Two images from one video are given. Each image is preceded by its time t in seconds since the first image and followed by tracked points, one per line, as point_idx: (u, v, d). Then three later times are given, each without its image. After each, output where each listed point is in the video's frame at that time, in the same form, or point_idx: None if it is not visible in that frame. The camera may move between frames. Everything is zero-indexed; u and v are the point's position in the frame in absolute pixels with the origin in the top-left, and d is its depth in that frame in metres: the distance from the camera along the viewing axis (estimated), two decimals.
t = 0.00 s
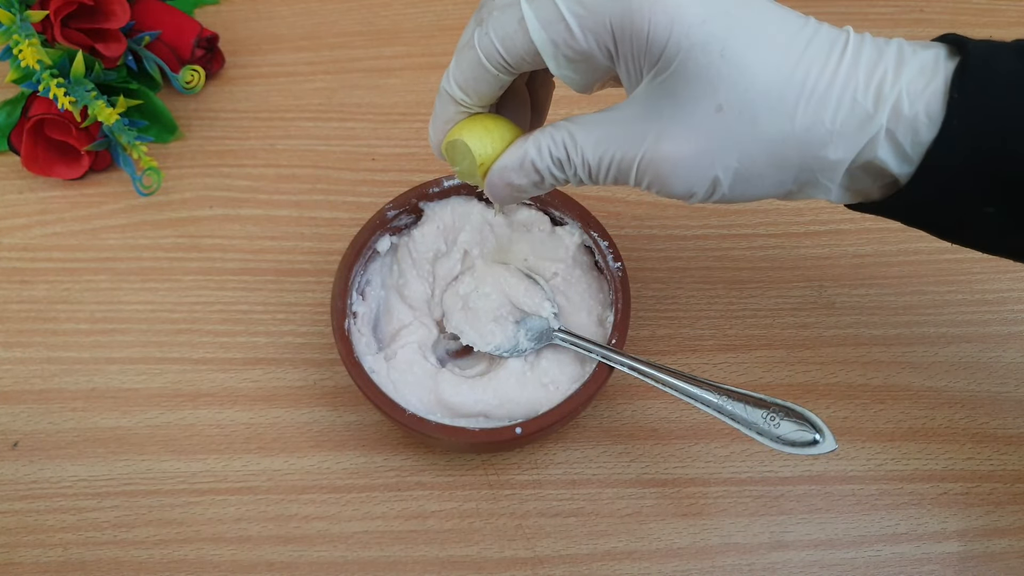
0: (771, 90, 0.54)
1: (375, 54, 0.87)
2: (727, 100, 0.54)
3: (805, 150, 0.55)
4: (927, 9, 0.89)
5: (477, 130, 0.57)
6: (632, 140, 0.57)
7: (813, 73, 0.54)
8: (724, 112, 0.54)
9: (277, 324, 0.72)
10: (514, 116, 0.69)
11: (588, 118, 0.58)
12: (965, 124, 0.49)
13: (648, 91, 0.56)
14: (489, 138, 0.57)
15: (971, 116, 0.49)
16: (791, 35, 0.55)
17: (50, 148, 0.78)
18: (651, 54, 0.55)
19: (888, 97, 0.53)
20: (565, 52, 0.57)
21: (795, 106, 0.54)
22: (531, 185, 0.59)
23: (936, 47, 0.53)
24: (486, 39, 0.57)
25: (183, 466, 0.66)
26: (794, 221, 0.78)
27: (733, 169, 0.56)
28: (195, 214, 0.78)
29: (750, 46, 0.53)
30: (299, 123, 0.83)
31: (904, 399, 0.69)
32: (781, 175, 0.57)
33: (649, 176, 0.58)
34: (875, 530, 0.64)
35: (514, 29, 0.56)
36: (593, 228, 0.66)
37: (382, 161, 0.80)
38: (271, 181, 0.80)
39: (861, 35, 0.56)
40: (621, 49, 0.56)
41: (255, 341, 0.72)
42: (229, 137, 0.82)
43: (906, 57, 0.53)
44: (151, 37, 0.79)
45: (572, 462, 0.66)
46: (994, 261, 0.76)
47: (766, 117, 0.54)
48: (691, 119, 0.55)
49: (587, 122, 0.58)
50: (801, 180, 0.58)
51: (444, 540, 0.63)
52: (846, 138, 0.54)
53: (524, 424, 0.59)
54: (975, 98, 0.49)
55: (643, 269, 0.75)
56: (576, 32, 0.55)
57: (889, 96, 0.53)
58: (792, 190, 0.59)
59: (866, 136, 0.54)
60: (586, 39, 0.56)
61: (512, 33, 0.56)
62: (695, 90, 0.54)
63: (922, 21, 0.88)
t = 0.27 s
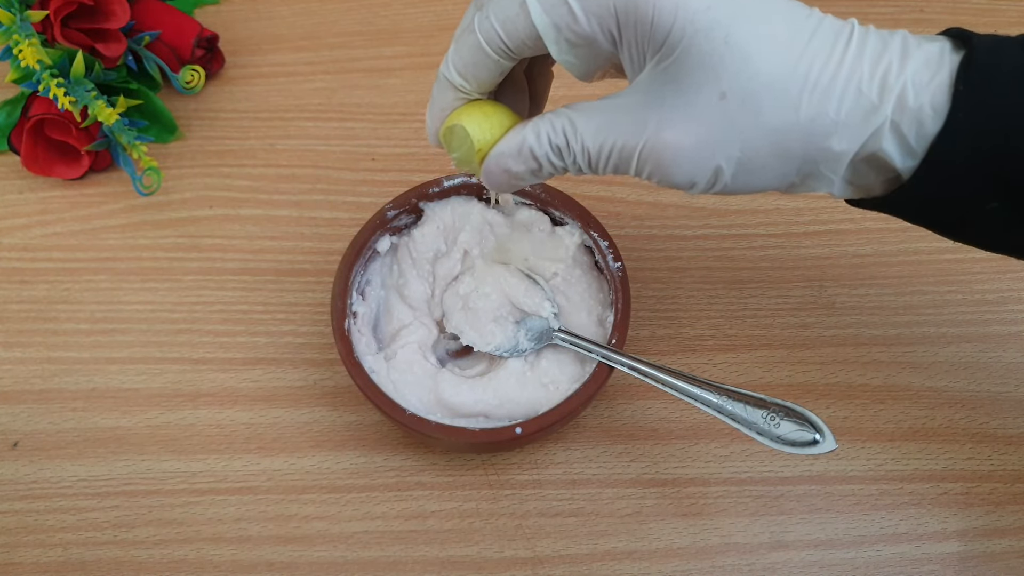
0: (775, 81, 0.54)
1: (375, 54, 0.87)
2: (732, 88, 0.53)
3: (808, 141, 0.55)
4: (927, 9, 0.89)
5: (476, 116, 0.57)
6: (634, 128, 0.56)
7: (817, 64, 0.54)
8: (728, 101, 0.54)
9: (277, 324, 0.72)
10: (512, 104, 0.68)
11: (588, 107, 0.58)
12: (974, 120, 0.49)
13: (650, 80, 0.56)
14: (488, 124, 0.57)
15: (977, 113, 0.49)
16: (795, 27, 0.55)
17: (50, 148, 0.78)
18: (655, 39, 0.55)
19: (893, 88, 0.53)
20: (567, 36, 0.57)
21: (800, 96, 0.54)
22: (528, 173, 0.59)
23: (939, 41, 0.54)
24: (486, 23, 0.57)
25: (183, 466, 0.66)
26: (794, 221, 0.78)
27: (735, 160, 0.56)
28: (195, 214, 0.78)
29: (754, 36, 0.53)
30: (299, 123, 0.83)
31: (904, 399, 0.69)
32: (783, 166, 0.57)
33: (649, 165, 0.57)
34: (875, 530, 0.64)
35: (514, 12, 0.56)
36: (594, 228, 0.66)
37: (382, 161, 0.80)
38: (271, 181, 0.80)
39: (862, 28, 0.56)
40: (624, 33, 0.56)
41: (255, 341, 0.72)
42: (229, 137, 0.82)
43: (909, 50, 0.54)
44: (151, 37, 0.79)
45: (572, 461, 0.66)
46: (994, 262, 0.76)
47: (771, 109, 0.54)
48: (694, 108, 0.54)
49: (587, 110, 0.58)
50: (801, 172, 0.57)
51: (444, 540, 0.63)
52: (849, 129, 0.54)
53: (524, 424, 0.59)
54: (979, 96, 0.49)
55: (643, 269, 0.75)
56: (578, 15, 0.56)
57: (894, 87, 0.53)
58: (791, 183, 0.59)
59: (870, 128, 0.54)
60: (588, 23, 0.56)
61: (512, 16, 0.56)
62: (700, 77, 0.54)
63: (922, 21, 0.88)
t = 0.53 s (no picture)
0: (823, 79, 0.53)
1: (374, 54, 0.87)
2: (783, 76, 0.53)
3: (856, 136, 0.54)
4: (927, 9, 0.89)
5: (482, 86, 0.57)
6: (671, 111, 0.56)
7: (879, 58, 0.53)
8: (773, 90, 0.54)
9: (277, 324, 0.72)
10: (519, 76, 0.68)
11: (626, 88, 0.57)
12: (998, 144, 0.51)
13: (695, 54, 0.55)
14: (493, 93, 0.57)
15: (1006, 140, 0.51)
16: (864, 13, 0.54)
17: (51, 148, 0.78)
18: (700, 11, 0.55)
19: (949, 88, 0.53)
20: None
21: (853, 89, 0.53)
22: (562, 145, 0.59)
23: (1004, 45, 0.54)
24: None
25: (184, 466, 0.66)
26: (794, 221, 0.78)
27: (774, 151, 0.55)
28: (195, 214, 0.78)
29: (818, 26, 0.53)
30: (299, 123, 0.83)
31: (904, 399, 0.69)
32: (825, 165, 0.57)
33: (686, 151, 0.57)
34: (876, 529, 0.64)
35: None
36: (594, 228, 0.66)
37: (382, 161, 0.80)
38: (271, 181, 0.80)
39: (923, 21, 0.55)
40: None
41: (255, 341, 0.72)
42: (229, 137, 0.82)
43: (972, 52, 0.53)
44: (151, 37, 0.79)
45: (572, 461, 0.66)
46: (994, 262, 0.76)
47: (820, 101, 0.53)
48: (740, 93, 0.55)
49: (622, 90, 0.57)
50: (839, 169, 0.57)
51: (444, 540, 0.63)
52: (898, 129, 0.54)
53: (524, 424, 0.59)
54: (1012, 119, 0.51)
55: (643, 269, 0.75)
56: None
57: (955, 91, 0.53)
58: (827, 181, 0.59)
59: (920, 127, 0.53)
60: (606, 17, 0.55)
61: None
62: (750, 58, 0.53)
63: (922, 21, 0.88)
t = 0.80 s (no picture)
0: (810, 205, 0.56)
1: (374, 54, 0.87)
2: (771, 175, 0.55)
3: (836, 221, 0.57)
4: (927, 9, 0.89)
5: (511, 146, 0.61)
6: (668, 195, 0.58)
7: (865, 151, 0.55)
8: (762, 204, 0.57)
9: (277, 324, 0.72)
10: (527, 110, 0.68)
11: (632, 165, 0.58)
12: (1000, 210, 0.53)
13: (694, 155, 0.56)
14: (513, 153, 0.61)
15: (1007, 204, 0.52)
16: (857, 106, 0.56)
17: (51, 148, 0.78)
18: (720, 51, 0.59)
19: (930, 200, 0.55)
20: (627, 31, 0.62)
21: (838, 184, 0.55)
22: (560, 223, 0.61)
23: (984, 135, 0.56)
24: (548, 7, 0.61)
25: (183, 466, 0.66)
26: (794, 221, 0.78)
27: (758, 232, 0.59)
28: (195, 214, 0.78)
29: (809, 188, 0.55)
30: (299, 123, 0.83)
31: (904, 398, 0.69)
32: (805, 241, 0.59)
33: (676, 222, 0.59)
34: (876, 530, 0.64)
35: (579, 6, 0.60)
36: (594, 228, 0.66)
37: (382, 161, 0.80)
38: (271, 181, 0.80)
39: (909, 111, 0.58)
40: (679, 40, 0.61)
41: (255, 342, 0.72)
42: (229, 137, 0.82)
43: (954, 148, 0.56)
44: (151, 37, 0.79)
45: (572, 461, 0.66)
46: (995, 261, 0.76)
47: (807, 198, 0.56)
48: (732, 187, 0.56)
49: (623, 167, 0.58)
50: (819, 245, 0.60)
51: (444, 540, 0.63)
52: (879, 210, 0.56)
53: (524, 424, 0.59)
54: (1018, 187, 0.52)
55: (643, 269, 0.75)
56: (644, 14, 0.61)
57: (929, 187, 0.55)
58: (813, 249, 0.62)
59: (896, 217, 0.56)
60: (646, 89, 0.55)
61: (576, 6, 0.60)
62: (745, 157, 0.55)
63: (922, 21, 0.88)
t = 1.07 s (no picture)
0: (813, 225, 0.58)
1: (375, 54, 0.87)
2: (780, 193, 0.56)
3: (840, 238, 0.58)
4: (927, 9, 0.89)
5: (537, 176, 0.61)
6: (684, 211, 0.59)
7: (861, 172, 0.57)
8: (769, 223, 0.58)
9: (277, 324, 0.72)
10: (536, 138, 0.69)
11: (645, 184, 0.59)
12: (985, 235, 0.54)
13: (705, 173, 0.58)
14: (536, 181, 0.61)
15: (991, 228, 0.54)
16: (852, 132, 0.58)
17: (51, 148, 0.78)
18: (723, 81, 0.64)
19: (931, 227, 0.56)
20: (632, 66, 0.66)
21: (840, 202, 0.57)
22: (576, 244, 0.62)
23: (973, 162, 0.58)
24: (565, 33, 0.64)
25: (184, 466, 0.66)
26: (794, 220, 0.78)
27: (768, 248, 0.60)
28: (195, 214, 0.78)
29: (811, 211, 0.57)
30: (299, 123, 0.83)
31: (904, 398, 0.69)
32: (813, 258, 0.60)
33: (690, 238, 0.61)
34: (877, 530, 0.64)
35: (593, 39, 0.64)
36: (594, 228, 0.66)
37: (382, 161, 0.80)
38: (271, 181, 0.80)
39: (903, 138, 0.59)
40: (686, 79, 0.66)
41: (255, 341, 0.72)
42: (229, 137, 0.82)
43: (944, 170, 0.57)
44: (151, 37, 0.79)
45: (572, 461, 0.66)
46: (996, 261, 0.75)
47: (813, 216, 0.57)
48: (742, 204, 0.58)
49: (641, 186, 0.59)
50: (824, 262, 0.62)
51: (444, 540, 0.63)
52: (880, 229, 0.58)
53: (524, 424, 0.58)
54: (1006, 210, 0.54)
55: (643, 269, 0.75)
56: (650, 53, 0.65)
57: (924, 206, 0.56)
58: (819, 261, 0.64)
59: (897, 235, 0.57)
60: (664, 114, 0.57)
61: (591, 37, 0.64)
62: (753, 176, 0.57)
63: (921, 22, 0.88)
